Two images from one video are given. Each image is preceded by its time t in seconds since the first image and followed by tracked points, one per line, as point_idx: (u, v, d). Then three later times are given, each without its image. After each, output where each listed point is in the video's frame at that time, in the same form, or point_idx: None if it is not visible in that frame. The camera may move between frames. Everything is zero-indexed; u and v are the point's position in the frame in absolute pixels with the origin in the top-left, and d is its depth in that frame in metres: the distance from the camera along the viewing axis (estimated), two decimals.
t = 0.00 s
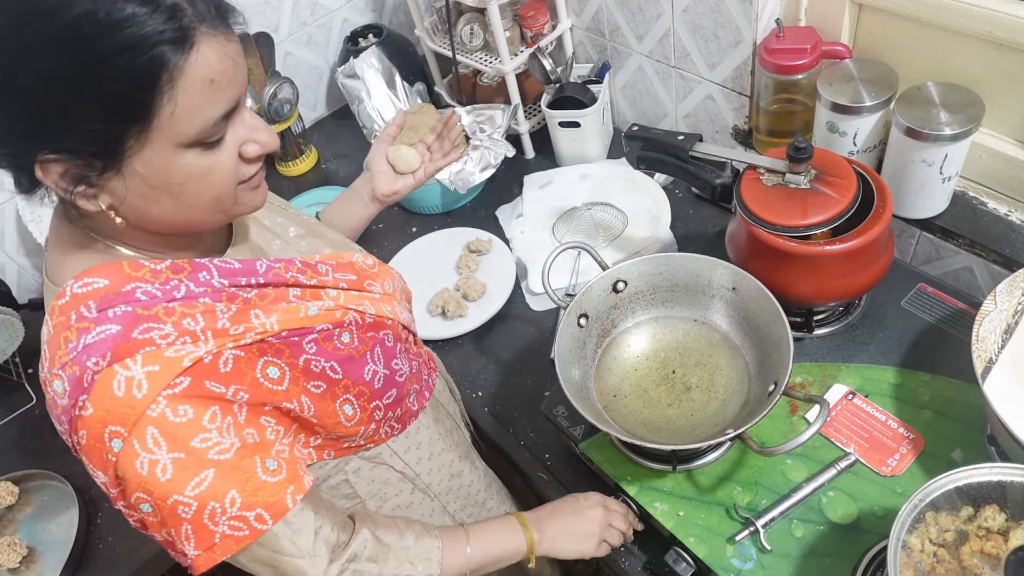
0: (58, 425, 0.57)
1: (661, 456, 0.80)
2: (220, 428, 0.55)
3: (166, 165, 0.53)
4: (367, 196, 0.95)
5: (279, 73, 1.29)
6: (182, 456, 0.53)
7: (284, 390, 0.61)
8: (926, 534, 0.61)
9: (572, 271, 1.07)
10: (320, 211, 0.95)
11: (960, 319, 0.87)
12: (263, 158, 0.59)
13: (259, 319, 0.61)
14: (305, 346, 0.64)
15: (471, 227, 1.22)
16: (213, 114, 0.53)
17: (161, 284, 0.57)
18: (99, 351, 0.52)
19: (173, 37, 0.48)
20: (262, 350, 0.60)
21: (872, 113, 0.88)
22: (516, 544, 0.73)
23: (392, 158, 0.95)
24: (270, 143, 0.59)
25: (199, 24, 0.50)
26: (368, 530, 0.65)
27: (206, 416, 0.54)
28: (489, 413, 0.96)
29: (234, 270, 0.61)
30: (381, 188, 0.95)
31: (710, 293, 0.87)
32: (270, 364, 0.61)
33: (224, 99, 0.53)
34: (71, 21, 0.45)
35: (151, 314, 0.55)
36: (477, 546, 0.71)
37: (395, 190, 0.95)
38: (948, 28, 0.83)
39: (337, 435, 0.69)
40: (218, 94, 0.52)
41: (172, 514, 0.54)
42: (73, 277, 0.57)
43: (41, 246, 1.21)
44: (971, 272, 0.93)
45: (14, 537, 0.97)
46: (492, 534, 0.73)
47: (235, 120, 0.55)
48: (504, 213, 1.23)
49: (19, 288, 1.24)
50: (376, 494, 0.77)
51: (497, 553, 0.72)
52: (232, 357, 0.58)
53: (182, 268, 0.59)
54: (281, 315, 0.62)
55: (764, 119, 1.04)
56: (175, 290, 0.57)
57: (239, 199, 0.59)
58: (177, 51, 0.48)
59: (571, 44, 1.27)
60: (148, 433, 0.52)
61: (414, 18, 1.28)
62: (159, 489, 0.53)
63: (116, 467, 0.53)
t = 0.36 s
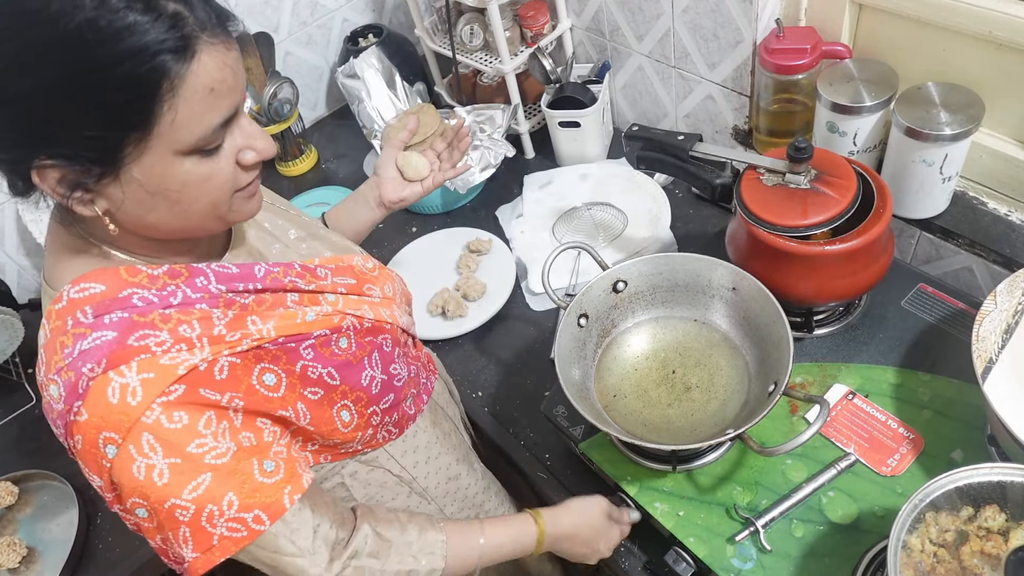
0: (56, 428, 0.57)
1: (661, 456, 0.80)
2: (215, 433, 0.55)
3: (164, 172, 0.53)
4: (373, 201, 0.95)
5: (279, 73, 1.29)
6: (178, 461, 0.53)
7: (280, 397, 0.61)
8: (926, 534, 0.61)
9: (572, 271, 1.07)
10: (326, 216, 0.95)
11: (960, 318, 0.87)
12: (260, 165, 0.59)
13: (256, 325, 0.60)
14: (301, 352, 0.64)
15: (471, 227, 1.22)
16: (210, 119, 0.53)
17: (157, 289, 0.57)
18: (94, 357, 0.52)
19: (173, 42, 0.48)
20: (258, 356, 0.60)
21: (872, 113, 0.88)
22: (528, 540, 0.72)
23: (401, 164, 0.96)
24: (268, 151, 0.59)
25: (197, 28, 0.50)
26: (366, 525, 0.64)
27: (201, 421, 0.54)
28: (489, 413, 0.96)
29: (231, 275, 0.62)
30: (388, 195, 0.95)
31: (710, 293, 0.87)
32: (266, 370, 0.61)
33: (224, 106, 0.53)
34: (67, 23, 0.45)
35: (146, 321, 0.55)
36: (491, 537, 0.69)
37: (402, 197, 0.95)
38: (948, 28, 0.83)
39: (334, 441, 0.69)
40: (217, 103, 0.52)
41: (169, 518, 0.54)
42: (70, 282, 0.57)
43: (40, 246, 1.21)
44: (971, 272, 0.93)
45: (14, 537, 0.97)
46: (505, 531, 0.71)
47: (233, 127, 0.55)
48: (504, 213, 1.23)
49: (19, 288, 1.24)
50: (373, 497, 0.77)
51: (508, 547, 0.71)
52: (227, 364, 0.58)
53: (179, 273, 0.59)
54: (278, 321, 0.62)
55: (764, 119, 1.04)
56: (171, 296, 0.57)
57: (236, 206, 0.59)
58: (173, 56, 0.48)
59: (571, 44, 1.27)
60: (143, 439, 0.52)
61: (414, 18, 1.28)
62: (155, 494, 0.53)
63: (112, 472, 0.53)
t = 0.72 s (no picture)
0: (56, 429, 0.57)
1: (661, 456, 0.79)
2: (211, 436, 0.54)
3: (207, 157, 0.54)
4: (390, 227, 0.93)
5: (280, 73, 1.29)
6: (171, 464, 0.52)
7: (279, 394, 0.61)
8: (926, 533, 0.61)
9: (572, 271, 1.07)
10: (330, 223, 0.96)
11: (960, 319, 0.87)
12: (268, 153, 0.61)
13: (257, 321, 0.61)
14: (300, 350, 0.64)
15: (471, 227, 1.22)
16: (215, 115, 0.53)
17: (156, 287, 0.57)
18: (95, 353, 0.52)
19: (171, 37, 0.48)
20: (257, 353, 0.61)
21: (872, 113, 0.88)
22: (449, 463, 0.75)
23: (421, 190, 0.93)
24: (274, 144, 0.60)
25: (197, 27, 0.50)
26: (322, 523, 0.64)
27: (199, 423, 0.54)
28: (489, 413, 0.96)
29: (230, 273, 0.63)
30: (408, 223, 0.92)
31: (710, 293, 0.87)
32: (266, 367, 0.61)
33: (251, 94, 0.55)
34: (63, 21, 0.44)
35: (147, 316, 0.55)
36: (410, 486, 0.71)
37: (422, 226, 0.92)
38: (948, 28, 0.83)
39: (335, 437, 0.69)
40: (248, 89, 0.54)
41: (158, 522, 0.53)
42: (70, 279, 0.57)
43: (41, 246, 1.21)
44: (971, 272, 0.93)
45: (14, 537, 0.97)
46: (421, 473, 0.72)
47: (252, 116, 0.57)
48: (504, 213, 1.23)
49: (19, 288, 1.24)
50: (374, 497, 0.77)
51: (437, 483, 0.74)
52: (228, 361, 0.58)
53: (178, 271, 0.60)
54: (278, 318, 0.63)
55: (764, 119, 1.04)
56: (172, 293, 0.58)
57: (252, 192, 0.61)
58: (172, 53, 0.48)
59: (571, 44, 1.27)
60: (142, 437, 0.51)
61: (414, 18, 1.28)
62: (148, 496, 0.52)
63: (113, 471, 0.52)
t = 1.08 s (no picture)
0: (59, 432, 0.57)
1: (661, 456, 0.79)
2: (226, 386, 0.55)
3: (168, 154, 0.53)
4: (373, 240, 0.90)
5: (280, 73, 1.29)
6: (199, 421, 0.53)
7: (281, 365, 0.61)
8: (926, 534, 0.61)
9: (572, 271, 1.06)
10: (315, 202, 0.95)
11: (960, 319, 0.87)
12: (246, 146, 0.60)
13: (246, 306, 0.61)
14: (296, 330, 0.65)
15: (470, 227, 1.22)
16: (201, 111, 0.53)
17: (144, 280, 0.57)
18: (87, 344, 0.52)
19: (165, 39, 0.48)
20: (254, 330, 0.61)
21: (872, 113, 0.88)
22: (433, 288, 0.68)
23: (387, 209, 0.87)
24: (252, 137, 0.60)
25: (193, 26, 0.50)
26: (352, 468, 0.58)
27: (208, 378, 0.54)
28: (489, 413, 0.96)
29: (218, 266, 0.63)
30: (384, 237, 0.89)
31: (710, 293, 0.87)
32: (265, 342, 0.61)
33: (214, 87, 0.54)
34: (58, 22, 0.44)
35: (136, 304, 0.55)
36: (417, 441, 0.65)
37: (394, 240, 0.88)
38: (948, 28, 0.83)
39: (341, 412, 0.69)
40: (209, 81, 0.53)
41: (212, 469, 0.54)
42: (58, 280, 0.57)
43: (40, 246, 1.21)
44: (971, 272, 0.93)
45: (13, 537, 0.97)
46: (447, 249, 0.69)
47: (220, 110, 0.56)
48: (504, 213, 1.23)
49: (19, 288, 1.24)
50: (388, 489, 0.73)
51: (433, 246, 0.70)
52: (223, 334, 0.58)
53: (164, 266, 0.59)
54: (267, 303, 0.63)
55: (764, 120, 1.04)
56: (159, 283, 0.57)
57: (229, 188, 0.60)
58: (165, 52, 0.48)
59: (571, 44, 1.27)
60: (154, 409, 0.52)
61: (414, 18, 1.28)
62: (187, 454, 0.53)
63: (133, 449, 0.53)
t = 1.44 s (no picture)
0: (64, 411, 0.57)
1: (661, 456, 0.79)
2: (229, 361, 0.55)
3: (148, 160, 0.53)
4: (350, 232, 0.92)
5: (280, 73, 1.29)
6: (201, 396, 0.53)
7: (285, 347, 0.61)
8: (925, 533, 0.61)
9: (572, 271, 1.07)
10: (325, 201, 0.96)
11: (960, 319, 0.87)
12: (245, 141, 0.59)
13: (251, 290, 0.62)
14: (298, 316, 0.65)
15: (471, 227, 1.22)
16: (193, 107, 0.52)
17: (151, 260, 0.58)
18: (93, 319, 0.53)
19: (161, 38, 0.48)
20: (258, 311, 0.61)
21: (872, 113, 0.88)
22: (413, 268, 0.67)
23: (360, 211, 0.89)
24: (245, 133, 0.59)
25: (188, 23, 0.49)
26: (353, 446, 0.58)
27: (211, 355, 0.54)
28: (489, 413, 0.96)
29: (225, 251, 0.63)
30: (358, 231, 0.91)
31: (710, 293, 0.87)
32: (268, 324, 0.62)
33: (196, 91, 0.52)
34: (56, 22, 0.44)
35: (142, 282, 0.55)
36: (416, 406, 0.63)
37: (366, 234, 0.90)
38: (948, 28, 0.83)
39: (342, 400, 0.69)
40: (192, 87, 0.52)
41: (214, 446, 0.54)
42: (66, 258, 0.58)
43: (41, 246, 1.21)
44: (971, 272, 0.93)
45: (13, 537, 0.96)
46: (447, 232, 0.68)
47: (212, 108, 0.55)
48: (504, 213, 1.23)
49: (19, 288, 1.24)
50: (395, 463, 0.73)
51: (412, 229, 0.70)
52: (228, 313, 0.58)
53: (172, 248, 0.60)
54: (273, 289, 0.64)
55: (764, 119, 1.04)
56: (165, 264, 0.58)
57: (228, 183, 0.59)
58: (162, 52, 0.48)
59: (571, 44, 1.27)
60: (158, 383, 0.52)
61: (414, 18, 1.28)
62: (190, 430, 0.53)
63: (137, 426, 0.53)
